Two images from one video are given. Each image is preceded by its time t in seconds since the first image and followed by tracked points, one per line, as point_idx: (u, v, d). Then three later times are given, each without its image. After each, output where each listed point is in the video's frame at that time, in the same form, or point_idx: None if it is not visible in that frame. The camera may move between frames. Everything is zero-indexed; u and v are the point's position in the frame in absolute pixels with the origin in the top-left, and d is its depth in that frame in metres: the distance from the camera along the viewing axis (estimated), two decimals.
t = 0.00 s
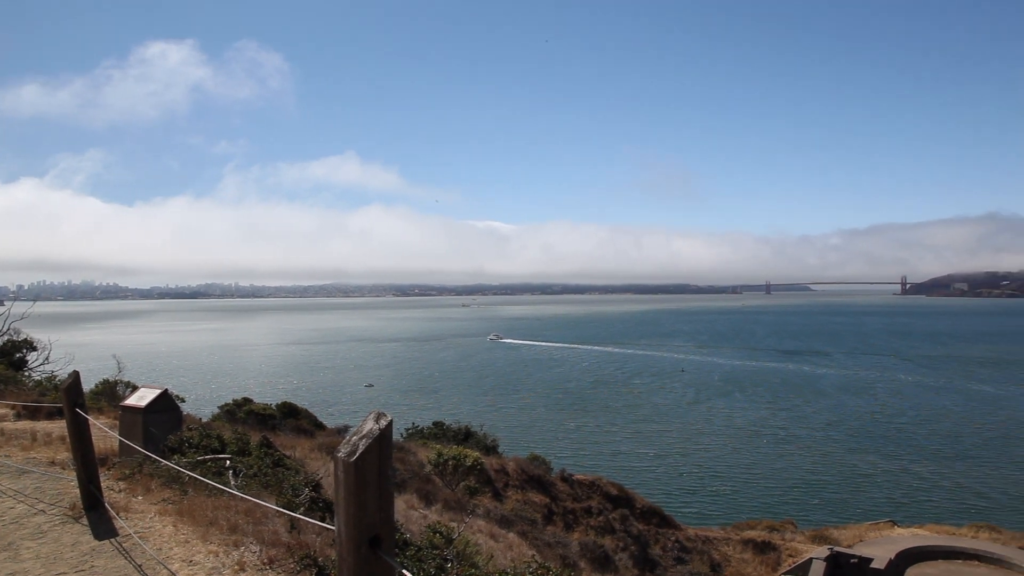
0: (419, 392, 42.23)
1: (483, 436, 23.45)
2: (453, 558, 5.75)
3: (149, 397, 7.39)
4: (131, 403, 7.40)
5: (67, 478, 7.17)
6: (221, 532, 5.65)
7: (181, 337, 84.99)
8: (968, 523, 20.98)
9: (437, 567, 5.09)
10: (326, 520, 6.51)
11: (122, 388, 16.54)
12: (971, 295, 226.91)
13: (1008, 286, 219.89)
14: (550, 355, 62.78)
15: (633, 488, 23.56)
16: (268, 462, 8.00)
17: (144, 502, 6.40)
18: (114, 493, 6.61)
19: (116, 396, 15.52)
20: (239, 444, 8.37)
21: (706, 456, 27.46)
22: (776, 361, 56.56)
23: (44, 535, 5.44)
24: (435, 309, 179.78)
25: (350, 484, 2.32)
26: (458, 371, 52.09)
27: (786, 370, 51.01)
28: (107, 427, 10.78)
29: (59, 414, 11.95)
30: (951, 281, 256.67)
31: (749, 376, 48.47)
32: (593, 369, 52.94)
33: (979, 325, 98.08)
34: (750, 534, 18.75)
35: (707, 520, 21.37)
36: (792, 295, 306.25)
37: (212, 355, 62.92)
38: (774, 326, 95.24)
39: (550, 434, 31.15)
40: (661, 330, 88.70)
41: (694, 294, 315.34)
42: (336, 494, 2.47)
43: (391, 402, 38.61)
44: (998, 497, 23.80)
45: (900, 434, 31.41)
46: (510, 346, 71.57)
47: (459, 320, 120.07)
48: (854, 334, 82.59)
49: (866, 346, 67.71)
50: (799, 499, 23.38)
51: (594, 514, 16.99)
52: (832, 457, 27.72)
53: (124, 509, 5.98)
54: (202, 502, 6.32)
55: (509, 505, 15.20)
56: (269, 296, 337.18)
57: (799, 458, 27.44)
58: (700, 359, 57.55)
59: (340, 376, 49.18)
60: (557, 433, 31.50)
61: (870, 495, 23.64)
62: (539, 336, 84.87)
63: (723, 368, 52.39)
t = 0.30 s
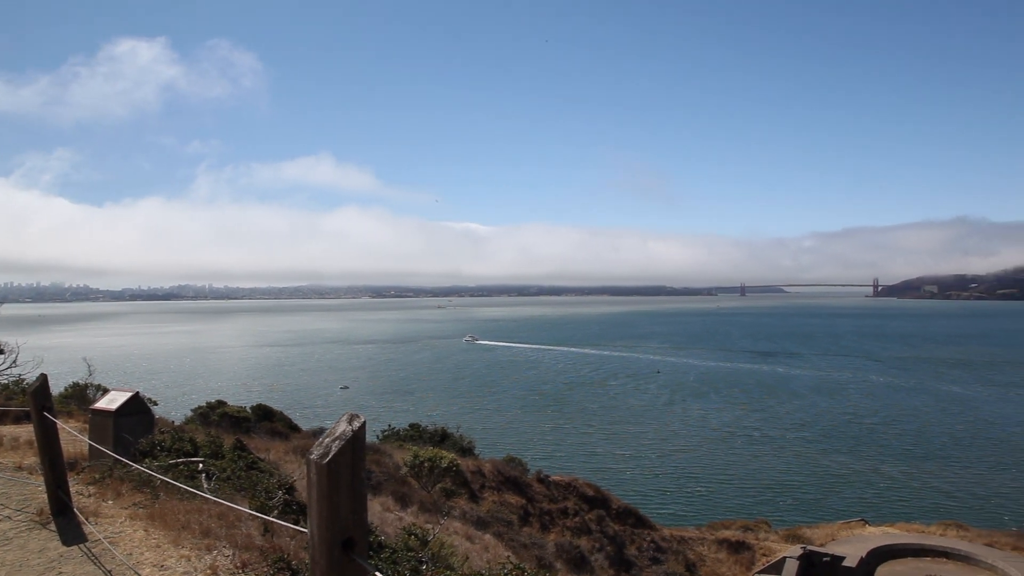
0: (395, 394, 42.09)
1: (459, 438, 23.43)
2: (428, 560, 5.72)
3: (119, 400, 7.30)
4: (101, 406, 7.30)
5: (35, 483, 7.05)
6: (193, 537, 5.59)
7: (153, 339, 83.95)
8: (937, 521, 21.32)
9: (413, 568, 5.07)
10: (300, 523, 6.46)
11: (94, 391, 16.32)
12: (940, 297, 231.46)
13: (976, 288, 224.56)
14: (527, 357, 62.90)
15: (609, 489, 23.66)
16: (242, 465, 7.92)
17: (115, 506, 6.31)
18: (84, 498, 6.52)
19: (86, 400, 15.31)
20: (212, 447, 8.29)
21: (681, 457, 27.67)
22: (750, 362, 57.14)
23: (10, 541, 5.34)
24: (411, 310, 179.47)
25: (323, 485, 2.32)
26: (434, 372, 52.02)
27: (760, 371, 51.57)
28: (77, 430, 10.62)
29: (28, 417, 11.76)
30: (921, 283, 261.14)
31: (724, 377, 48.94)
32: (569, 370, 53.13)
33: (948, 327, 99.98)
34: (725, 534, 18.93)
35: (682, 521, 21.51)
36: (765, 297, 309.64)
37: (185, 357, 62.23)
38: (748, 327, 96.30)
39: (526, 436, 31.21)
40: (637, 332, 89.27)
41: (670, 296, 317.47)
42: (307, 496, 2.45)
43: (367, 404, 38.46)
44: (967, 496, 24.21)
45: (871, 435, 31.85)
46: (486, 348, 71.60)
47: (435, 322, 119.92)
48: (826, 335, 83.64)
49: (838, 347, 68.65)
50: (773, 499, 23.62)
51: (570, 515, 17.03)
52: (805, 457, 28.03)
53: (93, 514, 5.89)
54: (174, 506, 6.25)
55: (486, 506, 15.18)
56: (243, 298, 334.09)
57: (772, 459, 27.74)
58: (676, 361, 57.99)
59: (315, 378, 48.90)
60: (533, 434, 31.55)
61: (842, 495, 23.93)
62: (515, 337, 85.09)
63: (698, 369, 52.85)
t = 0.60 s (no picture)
0: (365, 394, 41.80)
1: (432, 438, 23.34)
2: (398, 560, 5.69)
3: (83, 400, 7.15)
4: (64, 407, 7.15)
5: None
6: (159, 539, 5.51)
7: (119, 338, 82.47)
8: (902, 519, 21.70)
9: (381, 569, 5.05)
10: (268, 524, 6.39)
11: (57, 391, 15.98)
12: (907, 299, 235.77)
13: (940, 291, 229.33)
14: (499, 356, 62.90)
15: (581, 489, 23.73)
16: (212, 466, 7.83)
17: (79, 509, 6.20)
18: (46, 500, 6.39)
19: (50, 400, 14.98)
20: (180, 448, 8.17)
21: (652, 457, 27.85)
22: (721, 362, 57.72)
23: None
24: (384, 310, 178.72)
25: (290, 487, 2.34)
26: (406, 372, 51.79)
27: (730, 371, 52.11)
28: (38, 431, 10.36)
29: None
30: (888, 286, 266.08)
31: (695, 377, 49.37)
32: (541, 370, 53.22)
33: (913, 329, 101.99)
34: (696, 532, 19.08)
35: (653, 520, 21.62)
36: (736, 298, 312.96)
37: (151, 357, 61.23)
38: (718, 328, 97.27)
39: (498, 436, 31.19)
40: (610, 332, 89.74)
41: (643, 298, 319.62)
42: (274, 497, 2.48)
43: (337, 404, 38.14)
44: (931, 494, 24.68)
45: (839, 434, 32.34)
46: (458, 348, 71.48)
47: (407, 322, 119.48)
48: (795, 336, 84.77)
49: (807, 348, 69.60)
50: (743, 498, 23.84)
51: (543, 514, 17.06)
52: (774, 456, 28.37)
53: (55, 517, 5.77)
54: (140, 508, 6.16)
55: (458, 507, 15.13)
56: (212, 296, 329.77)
57: (742, 458, 28.04)
58: (647, 360, 58.40)
59: (285, 378, 48.42)
60: (505, 434, 31.53)
61: (810, 494, 24.25)
62: (487, 337, 85.09)
63: (669, 369, 53.25)
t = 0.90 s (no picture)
0: (339, 393, 41.47)
1: (406, 437, 23.25)
2: (369, 561, 5.68)
3: (49, 399, 7.00)
4: (28, 405, 6.99)
5: None
6: (126, 540, 5.42)
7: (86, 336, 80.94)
8: (871, 517, 22.04)
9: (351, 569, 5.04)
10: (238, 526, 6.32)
11: (22, 390, 15.66)
12: (878, 301, 239.32)
13: (909, 293, 233.45)
14: (474, 356, 62.78)
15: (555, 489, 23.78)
16: (181, 466, 7.73)
17: (42, 511, 6.08)
18: (8, 502, 6.24)
19: (14, 399, 14.68)
20: (148, 448, 8.05)
21: (626, 457, 27.98)
22: (694, 363, 58.22)
23: None
24: (359, 309, 177.75)
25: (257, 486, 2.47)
26: (380, 372, 51.47)
27: (704, 372, 52.52)
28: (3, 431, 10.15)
29: None
30: (858, 288, 270.32)
31: (669, 377, 49.68)
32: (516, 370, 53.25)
33: (884, 330, 103.63)
34: (668, 532, 19.22)
35: (627, 519, 21.73)
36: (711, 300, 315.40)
37: (120, 355, 60.21)
38: (692, 328, 98.20)
39: (473, 436, 31.14)
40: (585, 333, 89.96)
41: (618, 298, 320.93)
42: (243, 495, 2.60)
43: (310, 403, 37.77)
44: (899, 492, 25.09)
45: (810, 434, 32.77)
46: (433, 347, 71.22)
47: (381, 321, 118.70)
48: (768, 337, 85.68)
49: (780, 349, 70.40)
50: (715, 498, 24.05)
51: (516, 514, 17.09)
52: (746, 456, 28.66)
53: (17, 519, 5.64)
54: (105, 509, 6.05)
55: (431, 506, 15.10)
56: (183, 294, 325.29)
57: (715, 458, 28.29)
58: (622, 361, 58.63)
59: (257, 377, 47.86)
60: (479, 434, 31.47)
61: (781, 493, 24.52)
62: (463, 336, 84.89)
63: (644, 370, 53.51)
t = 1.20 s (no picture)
0: (306, 394, 41.01)
1: (375, 438, 23.11)
2: (335, 563, 5.64)
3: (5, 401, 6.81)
4: None
5: None
6: (85, 546, 5.32)
7: (45, 337, 79.02)
8: (836, 512, 22.41)
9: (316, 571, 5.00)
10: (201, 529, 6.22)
11: None
12: (843, 299, 243.19)
13: (872, 292, 237.59)
14: (444, 356, 62.54)
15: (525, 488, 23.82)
16: (144, 469, 7.60)
17: None
18: None
19: None
20: (110, 451, 7.90)
21: (596, 456, 28.11)
22: (663, 362, 58.66)
23: None
24: (328, 308, 176.19)
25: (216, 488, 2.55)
26: (348, 372, 51.03)
27: (673, 371, 52.93)
28: None
29: None
30: (823, 287, 275.13)
31: (638, 376, 50.01)
32: (485, 369, 53.17)
33: (848, 328, 105.39)
34: (637, 529, 19.36)
35: (597, 518, 21.82)
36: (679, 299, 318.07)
37: (80, 356, 58.88)
38: (661, 327, 98.94)
39: (443, 436, 31.04)
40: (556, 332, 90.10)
41: (588, 297, 322.08)
42: (202, 498, 2.67)
43: (276, 405, 37.31)
44: (863, 488, 25.55)
45: (776, 432, 33.23)
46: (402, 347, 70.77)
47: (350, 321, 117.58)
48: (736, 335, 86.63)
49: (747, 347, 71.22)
50: (684, 495, 24.27)
51: (486, 513, 17.08)
52: (714, 454, 28.97)
53: None
54: (63, 515, 5.92)
55: (400, 507, 15.03)
56: (147, 293, 319.42)
57: (683, 456, 28.55)
58: (591, 360, 58.84)
59: (223, 378, 47.14)
60: (449, 434, 31.36)
61: (749, 490, 24.82)
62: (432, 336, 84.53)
63: (613, 369, 53.75)
